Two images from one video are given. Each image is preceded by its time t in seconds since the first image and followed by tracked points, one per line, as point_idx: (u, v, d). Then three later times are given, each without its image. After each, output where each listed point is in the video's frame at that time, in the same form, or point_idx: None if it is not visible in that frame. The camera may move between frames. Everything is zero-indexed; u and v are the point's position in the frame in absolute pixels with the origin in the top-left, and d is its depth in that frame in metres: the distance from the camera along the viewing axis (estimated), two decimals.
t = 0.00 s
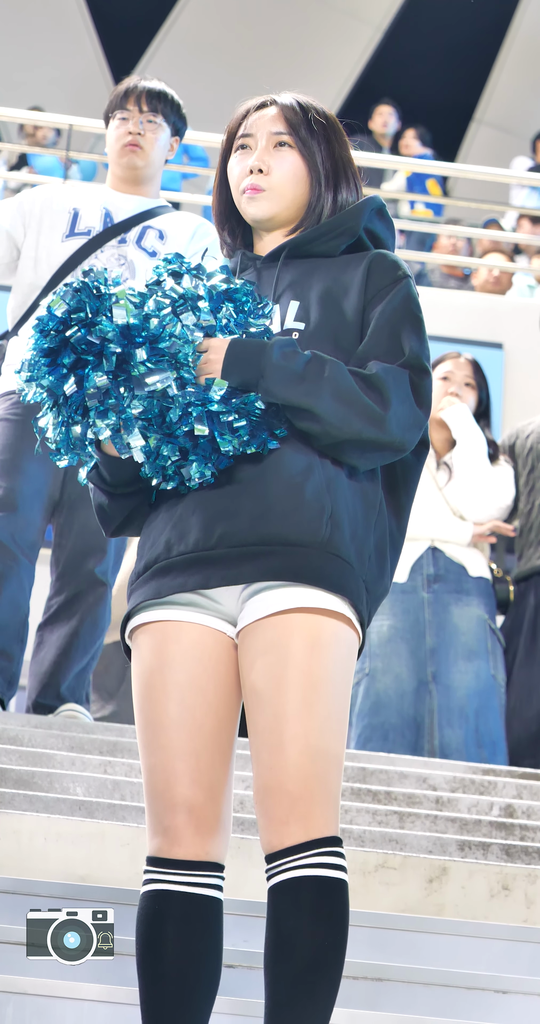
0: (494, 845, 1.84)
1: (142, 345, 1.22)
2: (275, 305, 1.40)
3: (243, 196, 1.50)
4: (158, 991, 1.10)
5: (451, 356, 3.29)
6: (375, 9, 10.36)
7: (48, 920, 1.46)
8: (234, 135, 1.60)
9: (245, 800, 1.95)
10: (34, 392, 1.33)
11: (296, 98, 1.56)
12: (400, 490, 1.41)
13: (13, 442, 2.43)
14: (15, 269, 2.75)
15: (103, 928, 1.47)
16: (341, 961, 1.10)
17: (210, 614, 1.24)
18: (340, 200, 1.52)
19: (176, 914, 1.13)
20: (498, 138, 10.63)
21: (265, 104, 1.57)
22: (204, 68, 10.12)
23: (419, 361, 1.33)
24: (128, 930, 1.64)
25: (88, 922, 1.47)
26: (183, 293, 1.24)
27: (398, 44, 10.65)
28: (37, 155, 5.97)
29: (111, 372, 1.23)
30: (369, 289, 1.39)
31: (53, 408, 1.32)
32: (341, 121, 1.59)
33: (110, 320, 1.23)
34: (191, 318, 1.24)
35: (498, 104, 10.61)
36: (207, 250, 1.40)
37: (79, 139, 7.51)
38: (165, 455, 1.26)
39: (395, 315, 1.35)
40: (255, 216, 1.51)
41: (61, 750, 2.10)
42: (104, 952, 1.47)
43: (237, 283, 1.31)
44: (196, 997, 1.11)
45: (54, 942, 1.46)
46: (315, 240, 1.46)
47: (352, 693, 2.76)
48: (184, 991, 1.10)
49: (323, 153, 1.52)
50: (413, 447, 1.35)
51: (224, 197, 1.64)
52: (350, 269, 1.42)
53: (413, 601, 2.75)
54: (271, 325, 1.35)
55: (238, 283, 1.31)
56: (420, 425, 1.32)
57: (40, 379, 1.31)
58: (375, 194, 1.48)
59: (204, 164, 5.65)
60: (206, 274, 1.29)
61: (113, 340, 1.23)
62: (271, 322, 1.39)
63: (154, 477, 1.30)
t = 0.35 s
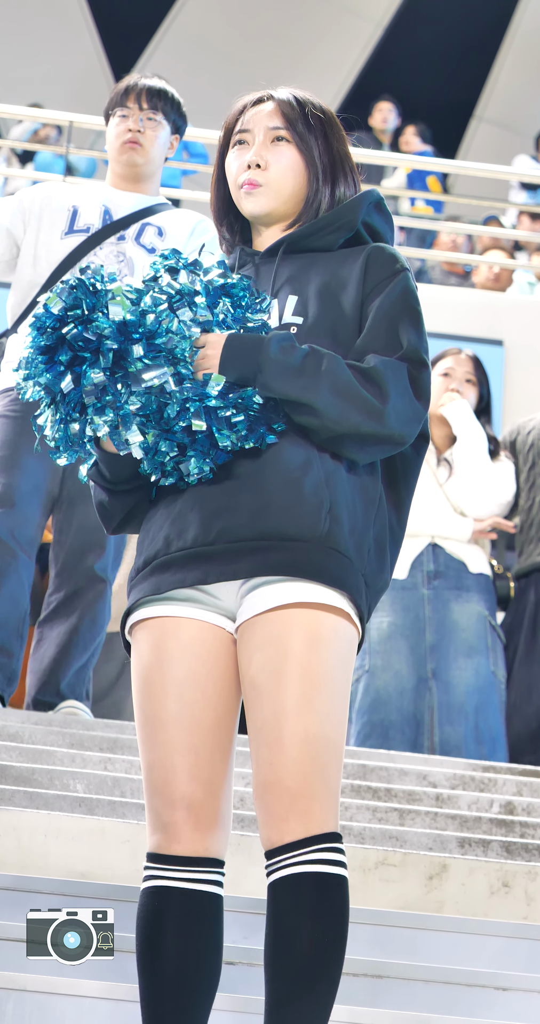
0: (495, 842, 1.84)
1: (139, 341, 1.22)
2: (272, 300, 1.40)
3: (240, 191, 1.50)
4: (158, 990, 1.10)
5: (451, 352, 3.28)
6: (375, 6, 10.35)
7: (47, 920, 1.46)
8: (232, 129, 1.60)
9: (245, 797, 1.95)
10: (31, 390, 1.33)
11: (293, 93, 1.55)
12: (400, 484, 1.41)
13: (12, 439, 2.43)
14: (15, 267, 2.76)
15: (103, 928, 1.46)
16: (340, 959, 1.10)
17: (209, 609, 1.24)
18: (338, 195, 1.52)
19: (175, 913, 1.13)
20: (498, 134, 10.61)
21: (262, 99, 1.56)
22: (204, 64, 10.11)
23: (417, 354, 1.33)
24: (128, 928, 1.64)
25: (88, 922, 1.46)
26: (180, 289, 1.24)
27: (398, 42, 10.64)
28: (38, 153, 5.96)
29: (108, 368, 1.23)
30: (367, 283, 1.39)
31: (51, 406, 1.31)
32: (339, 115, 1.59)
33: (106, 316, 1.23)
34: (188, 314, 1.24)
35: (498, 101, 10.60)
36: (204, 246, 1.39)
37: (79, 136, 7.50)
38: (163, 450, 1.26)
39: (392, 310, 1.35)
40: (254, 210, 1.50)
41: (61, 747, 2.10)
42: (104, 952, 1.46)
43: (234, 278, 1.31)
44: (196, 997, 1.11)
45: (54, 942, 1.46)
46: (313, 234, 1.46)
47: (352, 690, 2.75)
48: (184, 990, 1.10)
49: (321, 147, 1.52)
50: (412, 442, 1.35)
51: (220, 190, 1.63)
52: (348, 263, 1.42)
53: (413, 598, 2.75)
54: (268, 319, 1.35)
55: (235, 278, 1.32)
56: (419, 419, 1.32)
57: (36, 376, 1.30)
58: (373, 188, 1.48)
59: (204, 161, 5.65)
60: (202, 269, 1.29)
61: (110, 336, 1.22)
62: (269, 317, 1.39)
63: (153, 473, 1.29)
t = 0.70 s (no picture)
0: (495, 839, 1.84)
1: (135, 336, 1.22)
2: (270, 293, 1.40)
3: (239, 185, 1.50)
4: (159, 987, 1.10)
5: (452, 349, 3.28)
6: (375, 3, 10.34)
7: (47, 921, 1.44)
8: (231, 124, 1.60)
9: (245, 794, 1.95)
10: (27, 386, 1.33)
11: (292, 86, 1.55)
12: (400, 478, 1.40)
13: (11, 436, 2.42)
14: (14, 264, 2.76)
15: (103, 928, 1.44)
16: (340, 956, 1.10)
17: (207, 604, 1.24)
18: (337, 187, 1.51)
19: (175, 909, 1.13)
20: (499, 131, 10.60)
21: (260, 93, 1.56)
22: (204, 61, 10.11)
23: (415, 346, 1.32)
24: (127, 925, 1.64)
25: (88, 922, 1.44)
26: (176, 285, 1.25)
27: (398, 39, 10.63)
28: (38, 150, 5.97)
29: (104, 364, 1.23)
30: (365, 275, 1.39)
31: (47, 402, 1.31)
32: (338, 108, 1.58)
33: (102, 312, 1.23)
34: (184, 309, 1.24)
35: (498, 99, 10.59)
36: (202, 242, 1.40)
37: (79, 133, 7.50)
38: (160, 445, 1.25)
39: (389, 302, 1.34)
40: (252, 204, 1.50)
41: (61, 744, 2.10)
42: (104, 952, 1.44)
43: (231, 274, 1.30)
44: (198, 992, 1.11)
45: (54, 942, 1.44)
46: (311, 228, 1.45)
47: (351, 687, 2.75)
48: (186, 986, 1.10)
49: (319, 140, 1.51)
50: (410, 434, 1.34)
51: (220, 186, 1.63)
52: (346, 256, 1.42)
53: (413, 595, 2.75)
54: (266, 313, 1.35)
55: (232, 273, 1.31)
56: (417, 411, 1.31)
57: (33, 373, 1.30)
58: (371, 180, 1.47)
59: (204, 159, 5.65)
60: (199, 264, 1.29)
61: (106, 332, 1.22)
62: (267, 310, 1.40)
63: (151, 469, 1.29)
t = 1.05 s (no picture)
0: (495, 837, 1.85)
1: (130, 333, 1.22)
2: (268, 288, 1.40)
3: (239, 180, 1.49)
4: (158, 986, 1.10)
5: (453, 346, 3.28)
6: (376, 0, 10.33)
7: (48, 920, 1.44)
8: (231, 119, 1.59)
9: (245, 791, 1.95)
10: (23, 385, 1.33)
11: (291, 80, 1.54)
12: (399, 473, 1.40)
13: (12, 433, 2.42)
14: (14, 260, 2.75)
15: (103, 928, 1.43)
16: (339, 953, 1.10)
17: (205, 601, 1.24)
18: (336, 182, 1.51)
19: (172, 907, 1.13)
20: (499, 129, 10.60)
21: (259, 87, 1.56)
22: (205, 57, 10.10)
23: (412, 340, 1.32)
24: (127, 922, 1.64)
25: (88, 922, 1.44)
26: (171, 281, 1.24)
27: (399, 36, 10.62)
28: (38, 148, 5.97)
29: (99, 362, 1.23)
30: (363, 271, 1.38)
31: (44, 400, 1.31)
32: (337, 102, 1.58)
33: (97, 310, 1.23)
34: (179, 306, 1.23)
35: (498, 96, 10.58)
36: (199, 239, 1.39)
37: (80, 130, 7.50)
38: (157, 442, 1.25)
39: (388, 296, 1.34)
40: (252, 200, 1.50)
41: (61, 741, 2.10)
42: (104, 952, 1.43)
43: (227, 270, 1.30)
44: (197, 990, 1.11)
45: (54, 942, 1.43)
46: (310, 222, 1.45)
47: (352, 685, 2.74)
48: (185, 984, 1.10)
49: (318, 134, 1.51)
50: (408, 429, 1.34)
51: (220, 182, 1.63)
52: (345, 251, 1.41)
53: (414, 592, 2.74)
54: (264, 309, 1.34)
55: (229, 270, 1.30)
56: (415, 406, 1.31)
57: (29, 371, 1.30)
58: (371, 175, 1.47)
59: (205, 156, 5.65)
60: (196, 261, 1.28)
61: (101, 330, 1.22)
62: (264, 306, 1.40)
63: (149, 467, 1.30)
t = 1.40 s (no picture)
0: (495, 834, 1.84)
1: (124, 332, 1.22)
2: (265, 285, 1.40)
3: (236, 176, 1.49)
4: (158, 985, 1.10)
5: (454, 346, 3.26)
6: None
7: (48, 921, 1.44)
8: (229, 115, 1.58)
9: (245, 787, 1.95)
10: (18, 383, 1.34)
11: (288, 75, 1.54)
12: (398, 468, 1.40)
13: (13, 430, 2.42)
14: (16, 257, 2.75)
15: (103, 928, 1.43)
16: (338, 950, 1.10)
17: (202, 598, 1.23)
18: (334, 176, 1.50)
19: (172, 908, 1.12)
20: (500, 126, 10.59)
21: (257, 83, 1.55)
22: (205, 54, 10.09)
23: (408, 335, 1.32)
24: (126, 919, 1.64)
25: (88, 922, 1.44)
26: (165, 279, 1.24)
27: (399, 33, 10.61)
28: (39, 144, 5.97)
29: (94, 361, 1.23)
30: (359, 266, 1.38)
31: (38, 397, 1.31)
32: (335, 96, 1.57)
33: (92, 309, 1.23)
34: (174, 304, 1.23)
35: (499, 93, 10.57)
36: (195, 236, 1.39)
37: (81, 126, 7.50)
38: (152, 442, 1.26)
39: (384, 290, 1.34)
40: (250, 195, 1.50)
41: (62, 738, 2.10)
42: (104, 952, 1.43)
43: (223, 267, 1.30)
44: (198, 991, 1.11)
45: (54, 943, 1.43)
46: (307, 218, 1.45)
47: (353, 680, 2.75)
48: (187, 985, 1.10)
49: (315, 129, 1.51)
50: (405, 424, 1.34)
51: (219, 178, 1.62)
52: (342, 246, 1.41)
53: (416, 588, 2.74)
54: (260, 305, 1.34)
55: (224, 267, 1.30)
56: (411, 401, 1.31)
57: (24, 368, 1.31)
58: (368, 168, 1.47)
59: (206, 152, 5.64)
60: (190, 259, 1.28)
61: (95, 329, 1.22)
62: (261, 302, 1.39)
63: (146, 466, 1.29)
